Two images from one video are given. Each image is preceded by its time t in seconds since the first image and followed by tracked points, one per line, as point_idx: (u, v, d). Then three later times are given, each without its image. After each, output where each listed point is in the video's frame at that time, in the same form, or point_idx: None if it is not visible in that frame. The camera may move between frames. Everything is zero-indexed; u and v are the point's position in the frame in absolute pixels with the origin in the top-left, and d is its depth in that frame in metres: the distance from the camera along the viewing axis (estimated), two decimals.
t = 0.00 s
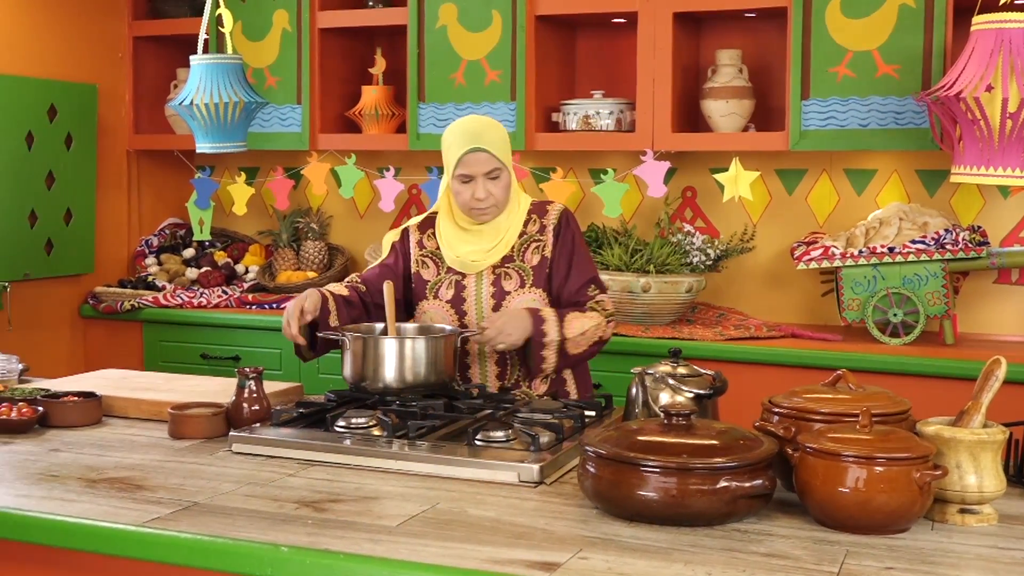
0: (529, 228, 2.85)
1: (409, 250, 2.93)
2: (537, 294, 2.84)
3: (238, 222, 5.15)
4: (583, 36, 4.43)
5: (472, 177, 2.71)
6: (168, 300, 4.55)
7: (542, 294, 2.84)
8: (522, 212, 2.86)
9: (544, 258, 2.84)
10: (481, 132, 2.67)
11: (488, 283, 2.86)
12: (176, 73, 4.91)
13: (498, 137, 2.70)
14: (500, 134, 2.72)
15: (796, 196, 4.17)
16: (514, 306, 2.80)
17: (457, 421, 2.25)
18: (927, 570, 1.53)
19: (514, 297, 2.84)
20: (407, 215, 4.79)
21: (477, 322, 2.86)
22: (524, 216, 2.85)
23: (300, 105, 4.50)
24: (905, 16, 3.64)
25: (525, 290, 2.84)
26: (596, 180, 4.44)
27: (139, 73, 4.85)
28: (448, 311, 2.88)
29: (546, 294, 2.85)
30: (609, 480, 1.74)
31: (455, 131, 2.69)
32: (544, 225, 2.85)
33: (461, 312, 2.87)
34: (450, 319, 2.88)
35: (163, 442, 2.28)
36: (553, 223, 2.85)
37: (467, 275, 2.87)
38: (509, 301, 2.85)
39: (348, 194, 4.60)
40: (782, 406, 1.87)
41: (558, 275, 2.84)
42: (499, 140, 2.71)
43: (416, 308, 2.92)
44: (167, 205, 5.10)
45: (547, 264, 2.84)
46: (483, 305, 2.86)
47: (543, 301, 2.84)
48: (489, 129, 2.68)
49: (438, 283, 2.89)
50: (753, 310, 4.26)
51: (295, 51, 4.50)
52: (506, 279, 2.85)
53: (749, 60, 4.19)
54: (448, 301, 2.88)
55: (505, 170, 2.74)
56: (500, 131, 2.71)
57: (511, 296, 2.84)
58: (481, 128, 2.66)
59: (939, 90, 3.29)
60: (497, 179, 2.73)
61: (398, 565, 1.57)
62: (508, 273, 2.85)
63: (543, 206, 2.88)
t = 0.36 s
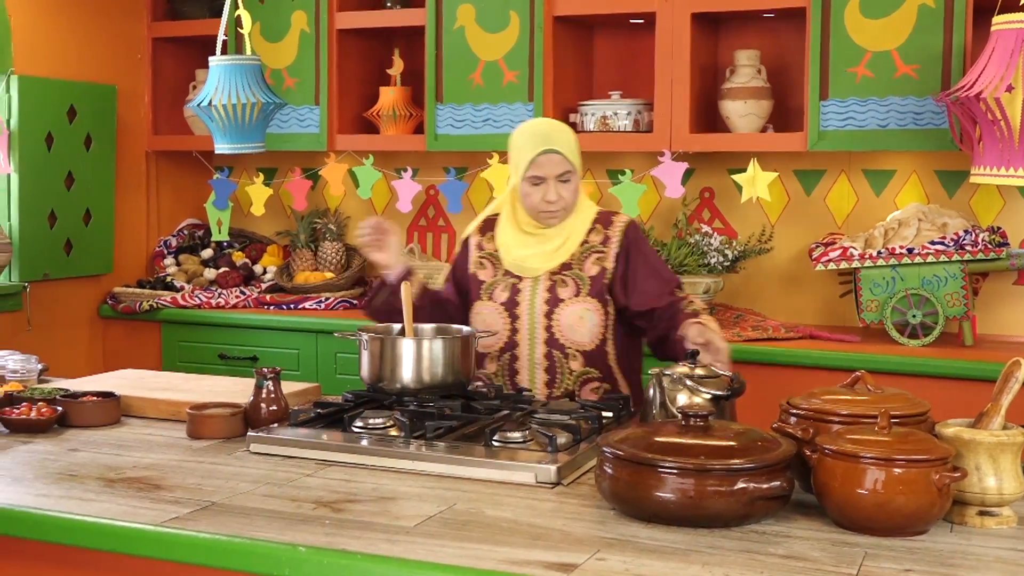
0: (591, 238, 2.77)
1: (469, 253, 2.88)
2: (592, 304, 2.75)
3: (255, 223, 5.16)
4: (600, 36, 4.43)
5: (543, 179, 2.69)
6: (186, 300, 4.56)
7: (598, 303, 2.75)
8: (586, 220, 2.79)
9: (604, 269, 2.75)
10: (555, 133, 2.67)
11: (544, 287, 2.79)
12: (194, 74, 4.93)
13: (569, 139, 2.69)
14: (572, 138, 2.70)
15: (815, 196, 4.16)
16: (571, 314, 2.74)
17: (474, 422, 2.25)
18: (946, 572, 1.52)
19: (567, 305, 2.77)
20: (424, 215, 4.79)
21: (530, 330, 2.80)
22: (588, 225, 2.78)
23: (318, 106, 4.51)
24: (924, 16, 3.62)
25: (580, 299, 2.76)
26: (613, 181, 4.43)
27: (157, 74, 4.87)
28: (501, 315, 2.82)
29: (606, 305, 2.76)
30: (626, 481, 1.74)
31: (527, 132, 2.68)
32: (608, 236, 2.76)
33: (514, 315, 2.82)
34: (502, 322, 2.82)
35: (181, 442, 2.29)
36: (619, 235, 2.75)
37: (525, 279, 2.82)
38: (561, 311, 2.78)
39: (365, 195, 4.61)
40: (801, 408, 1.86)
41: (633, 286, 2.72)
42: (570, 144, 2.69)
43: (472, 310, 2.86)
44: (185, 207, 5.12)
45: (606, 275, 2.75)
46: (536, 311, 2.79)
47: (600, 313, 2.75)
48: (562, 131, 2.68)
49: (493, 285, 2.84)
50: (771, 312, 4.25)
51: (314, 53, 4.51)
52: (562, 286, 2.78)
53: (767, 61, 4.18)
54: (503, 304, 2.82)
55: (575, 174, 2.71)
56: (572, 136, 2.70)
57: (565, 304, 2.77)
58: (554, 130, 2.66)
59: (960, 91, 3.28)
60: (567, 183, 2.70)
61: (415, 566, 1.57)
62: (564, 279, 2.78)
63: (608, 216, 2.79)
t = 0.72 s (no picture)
0: (684, 245, 2.72)
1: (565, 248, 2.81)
2: (685, 315, 2.71)
3: (255, 223, 5.16)
4: (600, 37, 4.44)
5: (633, 181, 2.61)
6: (185, 301, 4.56)
7: (692, 315, 2.71)
8: (680, 225, 2.72)
9: (697, 279, 2.70)
10: (653, 134, 2.58)
11: (636, 294, 2.75)
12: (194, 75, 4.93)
13: (663, 140, 2.59)
14: (666, 140, 2.61)
15: (813, 197, 4.16)
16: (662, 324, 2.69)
17: (473, 422, 2.25)
18: (944, 572, 1.52)
19: (659, 314, 2.73)
20: (424, 215, 4.79)
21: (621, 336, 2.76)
22: (682, 230, 2.72)
23: (318, 107, 4.51)
24: (923, 17, 3.63)
25: (673, 309, 2.72)
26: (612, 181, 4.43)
27: (157, 75, 4.87)
28: (589, 314, 2.77)
29: (698, 317, 2.71)
30: (625, 482, 1.74)
31: (620, 132, 2.60)
32: (702, 243, 2.71)
33: (603, 317, 2.76)
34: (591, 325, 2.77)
35: (179, 442, 2.28)
36: (712, 244, 2.70)
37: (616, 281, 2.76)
38: (652, 319, 2.73)
39: (364, 196, 4.61)
40: (799, 408, 1.86)
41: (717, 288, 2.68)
42: (665, 146, 2.60)
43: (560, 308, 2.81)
44: (184, 207, 5.12)
45: (699, 285, 2.70)
46: (625, 317, 2.75)
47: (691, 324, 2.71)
48: (658, 133, 2.59)
49: (583, 284, 2.79)
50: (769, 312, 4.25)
51: (313, 54, 4.51)
52: (654, 294, 2.73)
53: (766, 62, 4.18)
54: (591, 304, 2.77)
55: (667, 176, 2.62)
56: (668, 137, 2.61)
57: (656, 314, 2.73)
58: (647, 130, 2.58)
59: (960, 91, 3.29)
60: (658, 185, 2.61)
61: (413, 566, 1.57)
62: (656, 288, 2.73)
63: (703, 222, 2.74)
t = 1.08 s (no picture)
0: (717, 245, 2.62)
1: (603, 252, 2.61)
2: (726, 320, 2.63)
3: (247, 223, 5.16)
4: (592, 37, 4.44)
5: (654, 184, 2.48)
6: (177, 301, 4.55)
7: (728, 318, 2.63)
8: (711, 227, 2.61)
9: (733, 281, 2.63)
10: (675, 134, 2.44)
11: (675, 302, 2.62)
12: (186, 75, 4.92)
13: (686, 140, 2.46)
14: (688, 139, 2.47)
15: (805, 197, 4.17)
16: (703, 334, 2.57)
17: (465, 422, 2.25)
18: (936, 572, 1.52)
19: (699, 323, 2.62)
20: (416, 216, 4.79)
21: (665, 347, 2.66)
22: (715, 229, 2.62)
23: (310, 107, 4.50)
24: (915, 17, 3.63)
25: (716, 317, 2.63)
26: (605, 181, 4.43)
27: (148, 74, 4.86)
28: (631, 323, 2.65)
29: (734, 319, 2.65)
30: (617, 482, 1.74)
31: (640, 134, 2.47)
32: (733, 243, 2.63)
33: (644, 325, 2.65)
34: (633, 333, 2.66)
35: (171, 442, 2.28)
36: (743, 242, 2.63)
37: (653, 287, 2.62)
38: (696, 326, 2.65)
39: (356, 196, 4.60)
40: (791, 408, 1.87)
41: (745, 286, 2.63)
42: (687, 145, 2.46)
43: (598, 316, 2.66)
44: (176, 208, 5.11)
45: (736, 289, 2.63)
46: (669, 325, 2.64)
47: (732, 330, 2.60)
48: (680, 133, 2.45)
49: (622, 291, 2.63)
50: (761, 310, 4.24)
51: (305, 53, 4.51)
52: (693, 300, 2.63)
53: (757, 62, 4.19)
54: (633, 313, 2.64)
55: (691, 177, 2.48)
56: (690, 135, 2.47)
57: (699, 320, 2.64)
58: (669, 130, 2.44)
59: (951, 92, 3.25)
60: (681, 186, 2.48)
61: (405, 567, 1.57)
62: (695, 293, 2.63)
63: (732, 223, 2.66)
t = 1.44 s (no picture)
0: (718, 248, 2.67)
1: (599, 254, 2.70)
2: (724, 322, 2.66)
3: (242, 223, 5.15)
4: (587, 37, 4.44)
5: (653, 181, 2.52)
6: (171, 301, 4.55)
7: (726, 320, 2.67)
8: (713, 229, 2.67)
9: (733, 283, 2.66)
10: (675, 133, 2.48)
11: (673, 302, 2.68)
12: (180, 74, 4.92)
13: (686, 138, 2.50)
14: (689, 137, 2.51)
15: (800, 197, 4.17)
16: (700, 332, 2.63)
17: (460, 422, 2.25)
18: (930, 571, 1.53)
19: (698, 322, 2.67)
20: (411, 215, 4.79)
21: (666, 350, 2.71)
22: (716, 232, 2.67)
23: (304, 106, 4.50)
24: (909, 17, 3.64)
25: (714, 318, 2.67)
26: (599, 181, 4.43)
27: (142, 73, 4.85)
28: (627, 325, 2.69)
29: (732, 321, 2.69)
30: (611, 481, 1.74)
31: (643, 131, 2.51)
32: (735, 246, 2.67)
33: (642, 327, 2.70)
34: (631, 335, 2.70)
35: (166, 442, 2.28)
36: (746, 245, 2.67)
37: (650, 288, 2.68)
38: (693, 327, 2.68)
39: (351, 195, 4.60)
40: (786, 407, 1.87)
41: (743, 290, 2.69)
42: (687, 143, 2.50)
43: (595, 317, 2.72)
44: (171, 208, 5.10)
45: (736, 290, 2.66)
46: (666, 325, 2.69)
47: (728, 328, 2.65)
48: (680, 132, 2.49)
49: (619, 293, 2.69)
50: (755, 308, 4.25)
51: (299, 53, 4.50)
52: (691, 301, 2.68)
53: (752, 62, 4.19)
54: (629, 314, 2.69)
55: (690, 175, 2.52)
56: (691, 133, 2.51)
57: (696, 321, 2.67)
58: (671, 127, 2.48)
59: (945, 91, 3.28)
60: (680, 184, 2.52)
61: (400, 567, 1.57)
62: (693, 294, 2.68)
63: (735, 224, 2.70)
